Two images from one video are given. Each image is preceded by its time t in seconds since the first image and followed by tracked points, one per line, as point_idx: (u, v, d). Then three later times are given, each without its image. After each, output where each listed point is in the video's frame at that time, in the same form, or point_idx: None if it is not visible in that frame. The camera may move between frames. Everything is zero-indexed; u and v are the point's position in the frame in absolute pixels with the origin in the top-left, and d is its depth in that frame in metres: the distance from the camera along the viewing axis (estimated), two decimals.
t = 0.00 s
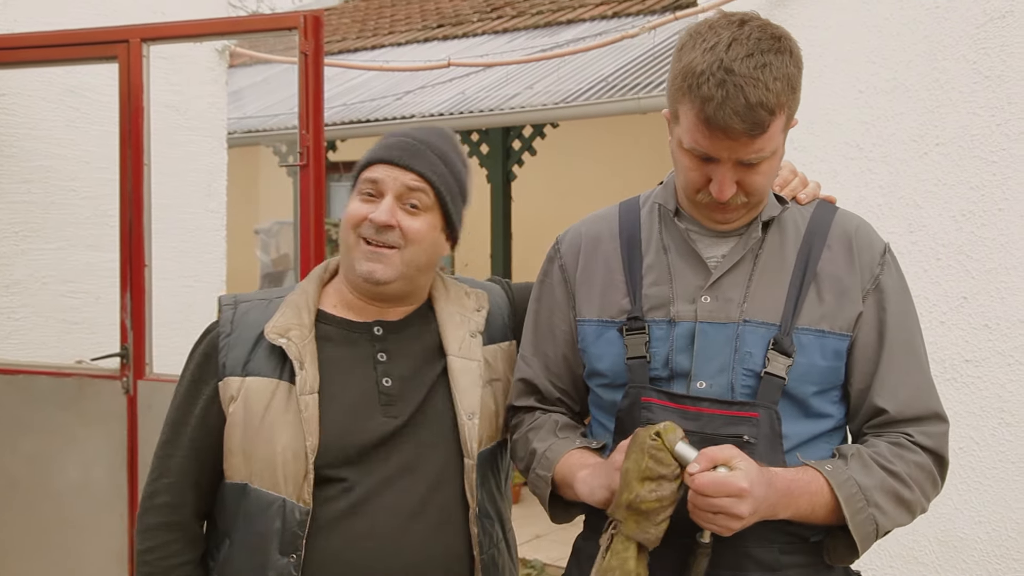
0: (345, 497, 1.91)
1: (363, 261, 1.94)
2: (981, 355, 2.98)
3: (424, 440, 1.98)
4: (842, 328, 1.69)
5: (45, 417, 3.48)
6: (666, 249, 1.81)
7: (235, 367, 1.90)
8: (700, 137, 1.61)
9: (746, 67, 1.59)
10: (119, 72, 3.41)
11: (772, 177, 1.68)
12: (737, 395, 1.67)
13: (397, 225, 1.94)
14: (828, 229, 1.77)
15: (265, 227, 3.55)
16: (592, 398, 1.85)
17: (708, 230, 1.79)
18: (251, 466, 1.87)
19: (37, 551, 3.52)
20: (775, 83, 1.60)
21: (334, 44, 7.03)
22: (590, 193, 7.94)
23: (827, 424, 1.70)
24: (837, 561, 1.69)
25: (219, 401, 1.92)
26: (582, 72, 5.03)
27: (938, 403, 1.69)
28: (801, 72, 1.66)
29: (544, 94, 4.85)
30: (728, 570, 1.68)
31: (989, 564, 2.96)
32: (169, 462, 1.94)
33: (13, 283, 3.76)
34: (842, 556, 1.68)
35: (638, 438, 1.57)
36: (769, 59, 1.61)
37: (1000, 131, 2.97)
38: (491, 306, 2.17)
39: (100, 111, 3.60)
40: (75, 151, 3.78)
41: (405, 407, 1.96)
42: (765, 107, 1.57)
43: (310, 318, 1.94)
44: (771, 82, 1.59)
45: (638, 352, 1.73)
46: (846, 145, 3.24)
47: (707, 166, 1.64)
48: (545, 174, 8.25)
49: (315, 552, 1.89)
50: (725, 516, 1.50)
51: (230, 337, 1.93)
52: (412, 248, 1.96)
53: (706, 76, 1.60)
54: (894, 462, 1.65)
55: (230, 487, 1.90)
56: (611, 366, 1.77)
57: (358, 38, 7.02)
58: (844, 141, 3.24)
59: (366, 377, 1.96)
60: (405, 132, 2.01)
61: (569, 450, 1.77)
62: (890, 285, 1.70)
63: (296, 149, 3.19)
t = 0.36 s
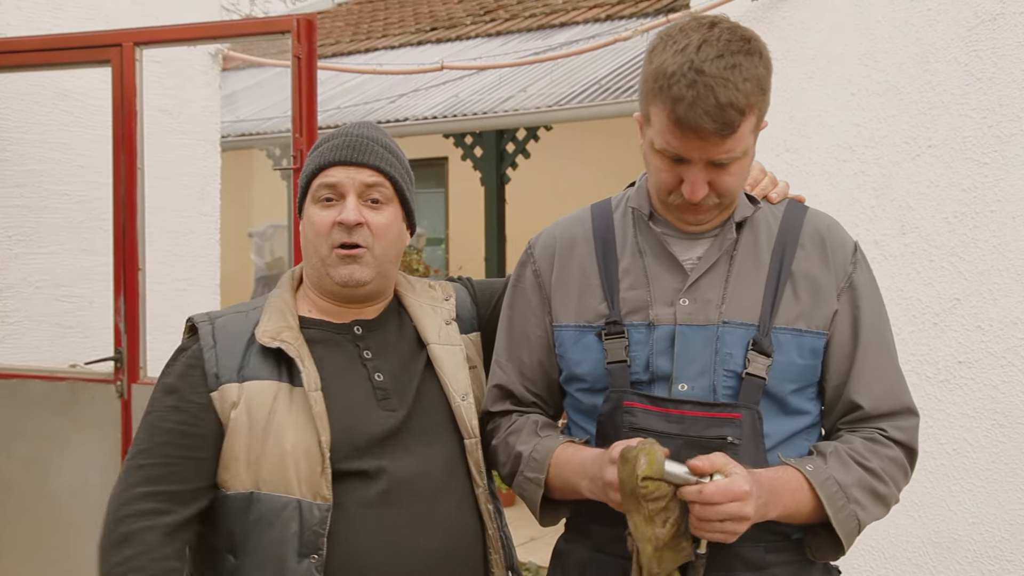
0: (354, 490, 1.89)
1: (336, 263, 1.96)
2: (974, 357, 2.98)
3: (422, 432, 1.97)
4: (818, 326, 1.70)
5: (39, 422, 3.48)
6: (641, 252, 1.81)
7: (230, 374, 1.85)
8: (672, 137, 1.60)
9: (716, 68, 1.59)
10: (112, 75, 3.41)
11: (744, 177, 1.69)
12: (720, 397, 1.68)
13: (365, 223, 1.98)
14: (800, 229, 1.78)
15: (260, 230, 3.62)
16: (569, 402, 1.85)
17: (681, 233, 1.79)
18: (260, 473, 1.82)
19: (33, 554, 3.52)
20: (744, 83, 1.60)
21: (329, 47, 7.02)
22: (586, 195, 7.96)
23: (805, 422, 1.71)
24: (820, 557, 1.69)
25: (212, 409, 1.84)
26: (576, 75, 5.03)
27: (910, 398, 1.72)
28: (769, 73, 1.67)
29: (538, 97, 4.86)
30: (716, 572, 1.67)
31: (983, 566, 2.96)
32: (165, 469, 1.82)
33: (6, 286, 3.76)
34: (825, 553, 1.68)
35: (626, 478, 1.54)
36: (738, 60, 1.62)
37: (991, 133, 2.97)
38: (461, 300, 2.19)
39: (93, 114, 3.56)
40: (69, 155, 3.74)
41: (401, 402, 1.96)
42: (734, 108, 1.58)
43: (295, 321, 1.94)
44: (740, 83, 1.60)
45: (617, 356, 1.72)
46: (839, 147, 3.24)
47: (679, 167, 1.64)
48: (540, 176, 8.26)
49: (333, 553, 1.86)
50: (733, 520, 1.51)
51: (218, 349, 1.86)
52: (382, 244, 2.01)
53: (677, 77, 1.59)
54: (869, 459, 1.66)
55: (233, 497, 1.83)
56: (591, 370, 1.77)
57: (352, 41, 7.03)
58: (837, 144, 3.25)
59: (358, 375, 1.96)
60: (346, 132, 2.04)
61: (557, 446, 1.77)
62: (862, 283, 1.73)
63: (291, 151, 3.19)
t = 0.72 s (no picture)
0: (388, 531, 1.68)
1: (337, 296, 1.69)
2: (970, 357, 2.96)
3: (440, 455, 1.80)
4: (794, 325, 1.70)
5: (36, 423, 3.47)
6: (618, 254, 1.80)
7: (259, 421, 1.56)
8: (615, 117, 1.63)
9: (658, 50, 1.63)
10: (108, 76, 3.39)
11: (698, 167, 1.67)
12: (698, 395, 1.67)
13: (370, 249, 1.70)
14: (773, 231, 1.76)
15: (257, 231, 3.67)
16: (552, 403, 1.85)
17: (657, 232, 1.79)
18: (296, 527, 1.57)
19: (29, 555, 3.51)
20: (686, 68, 1.62)
21: (327, 49, 7.01)
22: (584, 196, 7.96)
23: (782, 418, 1.70)
24: (800, 552, 1.68)
25: (240, 460, 1.54)
26: (574, 76, 5.03)
27: (885, 394, 1.72)
28: (722, 65, 1.68)
29: (535, 98, 4.85)
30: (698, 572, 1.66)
31: (979, 567, 2.94)
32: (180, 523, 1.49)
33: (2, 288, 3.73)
34: (805, 547, 1.68)
35: (610, 465, 1.55)
36: (685, 46, 1.65)
37: (987, 134, 2.96)
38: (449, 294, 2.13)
39: (89, 116, 3.62)
40: (64, 155, 3.76)
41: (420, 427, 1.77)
42: (672, 87, 1.59)
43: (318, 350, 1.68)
44: (683, 65, 1.61)
45: (596, 357, 1.72)
46: (835, 148, 3.23)
47: (626, 150, 1.65)
48: (538, 177, 8.25)
49: None
50: (715, 514, 1.49)
51: (240, 390, 1.56)
52: (384, 269, 1.74)
53: (621, 58, 1.65)
54: (847, 454, 1.65)
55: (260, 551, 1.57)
56: (571, 371, 1.77)
57: (350, 42, 7.02)
58: (833, 145, 3.24)
59: (377, 399, 1.74)
60: (343, 140, 1.73)
61: (539, 450, 1.78)
62: (836, 282, 1.72)
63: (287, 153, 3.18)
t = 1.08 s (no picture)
0: (370, 525, 1.75)
1: (370, 280, 1.78)
2: (962, 354, 2.97)
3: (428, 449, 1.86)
4: (797, 327, 1.69)
5: (27, 422, 3.47)
6: (621, 250, 1.80)
7: (239, 413, 1.65)
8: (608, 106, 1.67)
9: (652, 39, 1.65)
10: (99, 74, 3.38)
11: (693, 161, 1.66)
12: (698, 395, 1.67)
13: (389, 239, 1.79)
14: (780, 230, 1.76)
15: (252, 229, 3.59)
16: (549, 397, 1.85)
17: (662, 230, 1.79)
18: (276, 515, 1.67)
19: (21, 555, 3.50)
20: (679, 59, 1.63)
21: (318, 46, 7.00)
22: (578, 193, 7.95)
23: (782, 420, 1.71)
24: (794, 555, 1.69)
25: (223, 452, 1.64)
26: (566, 74, 5.02)
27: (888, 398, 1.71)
28: (720, 58, 1.68)
29: (528, 95, 4.84)
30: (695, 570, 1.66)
31: (971, 564, 2.95)
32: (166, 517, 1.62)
33: None
34: (799, 552, 1.69)
35: (601, 480, 1.54)
36: (681, 38, 1.66)
37: (979, 132, 2.96)
38: (439, 289, 2.13)
39: (81, 113, 3.56)
40: (57, 153, 3.74)
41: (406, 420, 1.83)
42: (661, 78, 1.61)
43: (300, 347, 1.76)
44: (675, 56, 1.62)
45: (596, 354, 1.71)
46: (827, 145, 3.24)
47: (620, 139, 1.67)
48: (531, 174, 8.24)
49: None
50: (711, 510, 1.49)
51: (221, 384, 1.66)
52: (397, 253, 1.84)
53: (617, 48, 1.68)
54: (848, 458, 1.66)
55: (245, 539, 1.68)
56: (571, 368, 1.76)
57: (342, 40, 7.00)
58: (826, 142, 3.24)
59: (358, 395, 1.80)
60: (340, 140, 1.79)
61: (534, 446, 1.76)
62: (841, 285, 1.71)
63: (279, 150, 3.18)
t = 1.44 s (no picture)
0: (355, 509, 1.84)
1: (390, 262, 1.93)
2: (960, 353, 2.99)
3: (422, 438, 1.94)
4: (805, 327, 1.70)
5: (24, 421, 3.46)
6: (630, 249, 1.81)
7: (224, 398, 1.76)
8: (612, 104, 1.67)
9: (655, 37, 1.66)
10: (96, 71, 3.37)
11: (698, 159, 1.67)
12: (705, 394, 1.67)
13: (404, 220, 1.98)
14: (789, 230, 1.76)
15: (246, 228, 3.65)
16: (557, 397, 1.85)
17: (671, 230, 1.79)
18: (259, 496, 1.75)
19: (20, 555, 3.49)
20: (681, 56, 1.63)
21: (314, 44, 6.99)
22: (574, 191, 7.96)
23: (791, 421, 1.71)
24: (802, 557, 1.69)
25: (208, 436, 1.75)
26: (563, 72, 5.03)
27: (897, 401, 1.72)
28: (724, 55, 1.68)
29: (525, 94, 4.85)
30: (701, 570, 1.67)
31: (970, 562, 2.97)
32: (156, 505, 1.74)
33: None
34: (808, 552, 1.68)
35: (604, 502, 1.54)
36: (684, 35, 1.66)
37: (976, 131, 2.98)
38: (440, 293, 2.14)
39: (76, 110, 3.59)
40: (53, 151, 3.75)
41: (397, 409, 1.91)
42: (664, 74, 1.61)
43: (287, 335, 1.86)
44: (678, 53, 1.63)
45: (604, 353, 1.72)
46: (826, 144, 3.25)
47: (624, 138, 1.68)
48: (527, 172, 8.24)
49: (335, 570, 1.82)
50: (718, 503, 1.50)
51: (208, 370, 1.77)
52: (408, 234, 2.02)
53: (620, 47, 1.68)
54: (857, 460, 1.66)
55: (232, 521, 1.77)
56: (578, 367, 1.77)
57: (338, 38, 6.99)
58: (824, 141, 3.25)
59: (348, 384, 1.89)
60: (342, 134, 1.92)
61: (539, 446, 1.77)
62: (850, 285, 1.72)
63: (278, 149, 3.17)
